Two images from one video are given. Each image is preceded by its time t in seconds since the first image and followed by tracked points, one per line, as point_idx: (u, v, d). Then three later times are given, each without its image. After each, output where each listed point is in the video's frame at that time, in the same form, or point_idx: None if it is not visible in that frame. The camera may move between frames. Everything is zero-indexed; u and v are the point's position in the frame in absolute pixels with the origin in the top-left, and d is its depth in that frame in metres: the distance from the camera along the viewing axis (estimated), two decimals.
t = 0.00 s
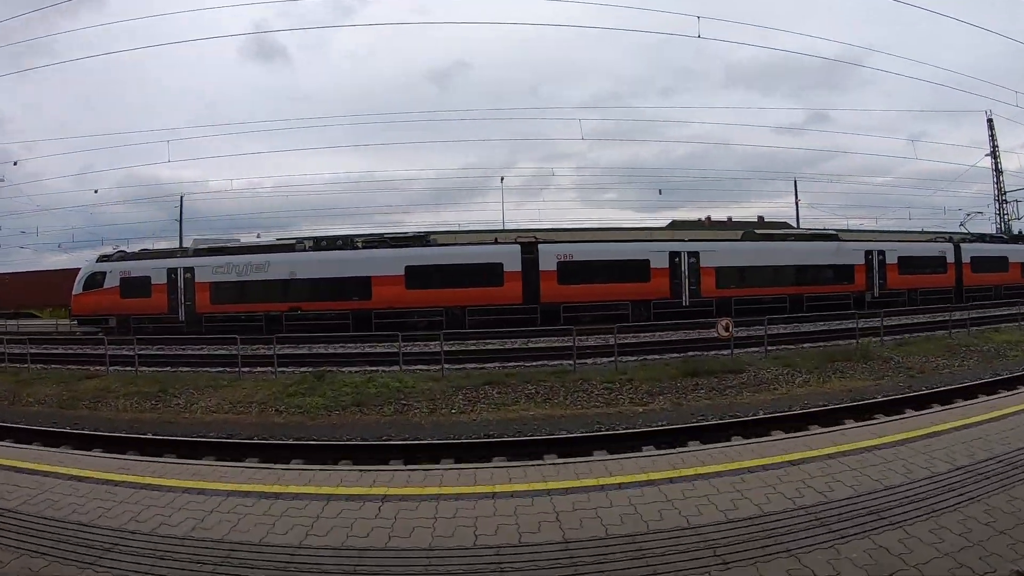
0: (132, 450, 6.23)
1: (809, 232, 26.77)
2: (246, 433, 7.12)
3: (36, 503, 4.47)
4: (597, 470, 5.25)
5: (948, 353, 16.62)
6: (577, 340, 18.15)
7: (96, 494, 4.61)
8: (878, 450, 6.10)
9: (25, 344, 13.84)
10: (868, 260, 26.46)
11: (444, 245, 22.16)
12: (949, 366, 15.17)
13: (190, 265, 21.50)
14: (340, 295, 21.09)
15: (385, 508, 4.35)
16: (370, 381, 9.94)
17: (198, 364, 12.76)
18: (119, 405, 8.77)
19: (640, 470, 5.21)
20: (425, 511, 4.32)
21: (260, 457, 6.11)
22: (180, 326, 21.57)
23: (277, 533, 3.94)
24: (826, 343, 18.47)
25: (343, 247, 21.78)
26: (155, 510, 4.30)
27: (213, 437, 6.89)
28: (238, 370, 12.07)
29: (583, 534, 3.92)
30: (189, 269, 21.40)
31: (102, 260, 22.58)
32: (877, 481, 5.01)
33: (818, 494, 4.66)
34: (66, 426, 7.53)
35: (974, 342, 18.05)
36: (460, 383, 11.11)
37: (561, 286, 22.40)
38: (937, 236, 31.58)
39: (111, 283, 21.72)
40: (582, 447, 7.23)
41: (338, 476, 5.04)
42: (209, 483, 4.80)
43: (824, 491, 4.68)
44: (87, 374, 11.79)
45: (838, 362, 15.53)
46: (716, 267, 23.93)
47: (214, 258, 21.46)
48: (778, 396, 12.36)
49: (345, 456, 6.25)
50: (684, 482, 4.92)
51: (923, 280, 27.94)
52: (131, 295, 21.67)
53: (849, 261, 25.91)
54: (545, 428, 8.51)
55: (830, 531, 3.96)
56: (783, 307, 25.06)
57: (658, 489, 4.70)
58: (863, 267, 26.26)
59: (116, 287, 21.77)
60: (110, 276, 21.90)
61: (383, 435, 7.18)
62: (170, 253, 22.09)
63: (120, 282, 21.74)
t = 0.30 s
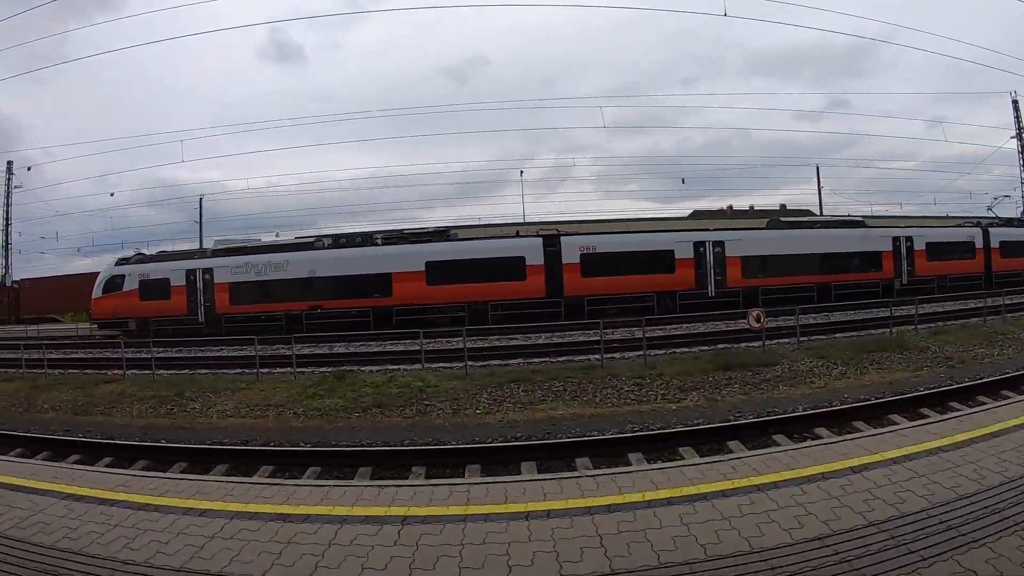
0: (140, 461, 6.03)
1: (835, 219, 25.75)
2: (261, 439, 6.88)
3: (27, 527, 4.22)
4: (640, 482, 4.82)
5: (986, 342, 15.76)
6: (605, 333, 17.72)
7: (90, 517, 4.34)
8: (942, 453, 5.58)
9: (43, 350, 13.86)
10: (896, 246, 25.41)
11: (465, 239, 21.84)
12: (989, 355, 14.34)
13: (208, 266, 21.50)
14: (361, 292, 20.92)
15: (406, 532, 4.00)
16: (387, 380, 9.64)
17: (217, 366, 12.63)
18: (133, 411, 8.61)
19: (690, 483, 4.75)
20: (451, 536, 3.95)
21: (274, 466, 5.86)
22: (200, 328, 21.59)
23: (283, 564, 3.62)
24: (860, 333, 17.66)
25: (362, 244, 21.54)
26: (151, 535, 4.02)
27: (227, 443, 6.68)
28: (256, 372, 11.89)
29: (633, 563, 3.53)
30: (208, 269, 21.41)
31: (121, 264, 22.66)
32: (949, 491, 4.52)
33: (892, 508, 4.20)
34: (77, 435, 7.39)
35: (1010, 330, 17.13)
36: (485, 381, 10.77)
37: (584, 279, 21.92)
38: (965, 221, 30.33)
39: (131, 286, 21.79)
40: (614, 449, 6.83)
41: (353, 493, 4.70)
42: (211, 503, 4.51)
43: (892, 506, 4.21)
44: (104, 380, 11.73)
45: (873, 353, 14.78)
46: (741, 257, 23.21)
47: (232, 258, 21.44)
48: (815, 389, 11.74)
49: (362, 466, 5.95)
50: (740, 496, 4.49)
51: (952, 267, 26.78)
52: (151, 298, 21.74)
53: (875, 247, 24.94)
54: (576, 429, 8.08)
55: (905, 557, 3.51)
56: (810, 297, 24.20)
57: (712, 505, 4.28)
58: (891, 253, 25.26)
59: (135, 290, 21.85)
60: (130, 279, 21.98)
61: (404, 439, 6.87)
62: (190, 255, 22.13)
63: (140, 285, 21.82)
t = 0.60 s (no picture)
0: (161, 458, 5.93)
1: (876, 203, 24.39)
2: (289, 433, 6.68)
3: (29, 545, 3.92)
4: (702, 503, 4.58)
5: None
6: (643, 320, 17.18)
7: (93, 531, 4.05)
8: None
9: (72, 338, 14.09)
10: (939, 233, 23.99)
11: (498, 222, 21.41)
12: None
13: (238, 252, 21.61)
14: (394, 276, 20.78)
15: (440, 564, 3.61)
16: (419, 369, 9.47)
17: (248, 353, 12.61)
18: (159, 403, 8.57)
19: (763, 505, 4.53)
20: (491, 568, 3.58)
21: (301, 465, 5.67)
22: (231, 313, 21.78)
23: None
24: (906, 322, 16.61)
25: (395, 227, 21.25)
26: (159, 559, 3.68)
27: (251, 438, 6.53)
28: (285, 360, 11.80)
29: None
30: (239, 254, 21.52)
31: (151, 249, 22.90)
32: None
33: (985, 541, 3.81)
34: (98, 429, 7.32)
35: None
36: (522, 371, 10.45)
37: (621, 263, 21.31)
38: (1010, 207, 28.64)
39: (162, 271, 22.06)
40: (657, 449, 6.41)
41: (382, 512, 4.30)
42: (228, 521, 4.15)
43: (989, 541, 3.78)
44: (132, 369, 11.84)
45: (921, 345, 13.83)
46: (782, 241, 22.23)
47: (263, 243, 21.48)
48: (863, 383, 10.85)
49: (395, 466, 5.75)
50: (813, 521, 4.22)
51: (996, 255, 25.21)
52: (181, 283, 21.98)
53: (917, 233, 23.61)
54: (617, 426, 7.66)
55: None
56: (850, 284, 23.08)
57: (784, 534, 3.99)
58: (932, 240, 23.89)
59: (166, 275, 22.10)
60: (161, 264, 22.23)
61: (438, 435, 6.58)
62: (221, 239, 22.26)
63: (171, 269, 22.06)
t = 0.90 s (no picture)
0: (202, 457, 5.80)
1: (928, 190, 22.80)
2: (332, 431, 6.48)
3: (56, 562, 3.60)
4: (778, 527, 4.11)
5: None
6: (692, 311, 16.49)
7: (121, 543, 3.79)
8: None
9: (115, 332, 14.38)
10: (993, 221, 22.42)
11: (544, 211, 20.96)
12: None
13: (282, 243, 21.79)
14: (439, 266, 20.62)
15: None
16: (469, 362, 9.52)
17: (291, 345, 12.65)
18: (201, 398, 8.54)
19: (840, 530, 4.02)
20: None
21: (344, 466, 5.45)
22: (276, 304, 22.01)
23: None
24: (964, 316, 15.45)
25: (439, 217, 21.02)
26: None
27: (292, 436, 6.35)
28: (328, 353, 11.73)
29: None
30: (283, 246, 21.71)
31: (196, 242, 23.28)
32: None
33: None
34: (136, 426, 7.27)
35: None
36: (571, 365, 10.12)
37: (669, 252, 20.60)
38: None
39: (207, 264, 22.43)
40: (717, 452, 5.92)
41: (429, 535, 3.95)
42: (265, 540, 3.82)
43: None
44: (176, 362, 11.98)
45: (983, 341, 12.78)
46: (832, 230, 21.10)
47: (307, 234, 21.62)
48: (924, 381, 9.86)
49: (442, 469, 5.47)
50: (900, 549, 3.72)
51: None
52: (225, 275, 22.30)
53: (972, 222, 22.04)
54: (674, 426, 7.19)
55: None
56: (904, 275, 21.67)
57: (874, 564, 3.54)
58: (987, 228, 22.34)
59: (210, 268, 22.44)
60: (205, 257, 22.59)
61: (488, 436, 6.31)
62: (263, 232, 22.48)
63: (215, 262, 22.39)
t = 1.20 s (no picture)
0: (263, 459, 5.66)
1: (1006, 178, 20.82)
2: (397, 434, 6.26)
3: None
4: (888, 565, 3.50)
5: None
6: (766, 307, 15.49)
7: (177, 563, 3.55)
8: None
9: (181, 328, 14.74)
10: None
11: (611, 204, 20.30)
12: None
13: (347, 238, 22.02)
14: (503, 261, 20.31)
15: None
16: (539, 360, 9.57)
17: (353, 341, 12.63)
18: (263, 396, 8.50)
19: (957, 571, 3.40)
20: None
21: (409, 471, 5.17)
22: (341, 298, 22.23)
23: None
24: None
25: (504, 211, 20.83)
26: None
27: (354, 438, 6.16)
28: (391, 350, 11.60)
29: None
30: (348, 240, 21.93)
31: (262, 238, 23.84)
32: None
33: None
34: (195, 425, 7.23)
35: None
36: (641, 366, 9.61)
37: (739, 247, 19.53)
38: None
39: (272, 259, 22.95)
40: (801, 464, 5.25)
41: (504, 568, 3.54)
42: (327, 568, 3.49)
43: None
44: (241, 358, 12.16)
45: None
46: (906, 222, 19.51)
47: (371, 229, 21.76)
48: (1011, 387, 8.51)
49: (511, 477, 5.09)
50: None
51: None
52: (290, 270, 22.76)
53: None
54: (753, 434, 6.54)
55: None
56: (981, 271, 19.94)
57: None
58: None
59: (275, 263, 22.93)
60: (270, 252, 23.07)
61: (560, 442, 5.95)
62: (326, 226, 22.72)
63: (280, 257, 22.86)
